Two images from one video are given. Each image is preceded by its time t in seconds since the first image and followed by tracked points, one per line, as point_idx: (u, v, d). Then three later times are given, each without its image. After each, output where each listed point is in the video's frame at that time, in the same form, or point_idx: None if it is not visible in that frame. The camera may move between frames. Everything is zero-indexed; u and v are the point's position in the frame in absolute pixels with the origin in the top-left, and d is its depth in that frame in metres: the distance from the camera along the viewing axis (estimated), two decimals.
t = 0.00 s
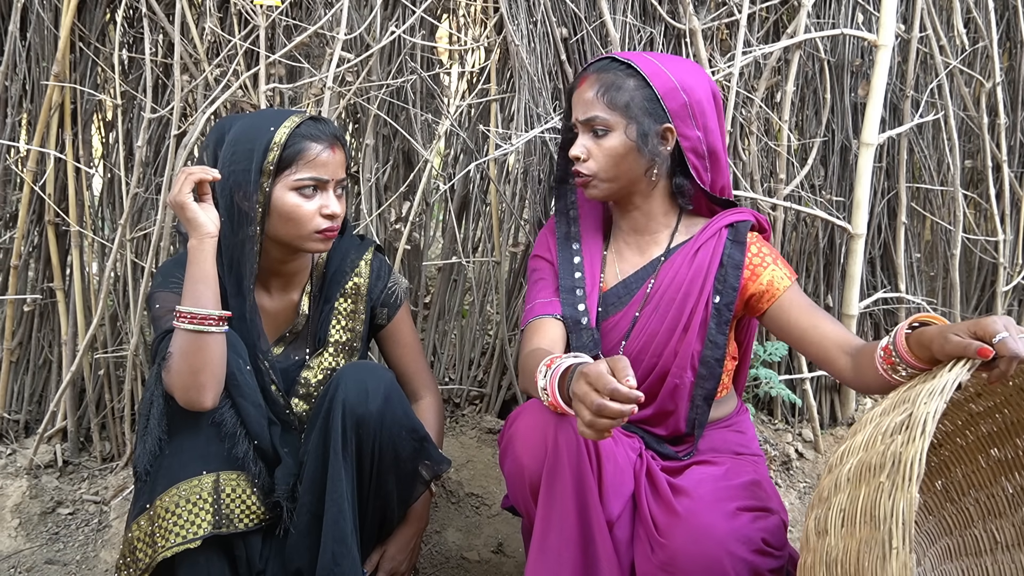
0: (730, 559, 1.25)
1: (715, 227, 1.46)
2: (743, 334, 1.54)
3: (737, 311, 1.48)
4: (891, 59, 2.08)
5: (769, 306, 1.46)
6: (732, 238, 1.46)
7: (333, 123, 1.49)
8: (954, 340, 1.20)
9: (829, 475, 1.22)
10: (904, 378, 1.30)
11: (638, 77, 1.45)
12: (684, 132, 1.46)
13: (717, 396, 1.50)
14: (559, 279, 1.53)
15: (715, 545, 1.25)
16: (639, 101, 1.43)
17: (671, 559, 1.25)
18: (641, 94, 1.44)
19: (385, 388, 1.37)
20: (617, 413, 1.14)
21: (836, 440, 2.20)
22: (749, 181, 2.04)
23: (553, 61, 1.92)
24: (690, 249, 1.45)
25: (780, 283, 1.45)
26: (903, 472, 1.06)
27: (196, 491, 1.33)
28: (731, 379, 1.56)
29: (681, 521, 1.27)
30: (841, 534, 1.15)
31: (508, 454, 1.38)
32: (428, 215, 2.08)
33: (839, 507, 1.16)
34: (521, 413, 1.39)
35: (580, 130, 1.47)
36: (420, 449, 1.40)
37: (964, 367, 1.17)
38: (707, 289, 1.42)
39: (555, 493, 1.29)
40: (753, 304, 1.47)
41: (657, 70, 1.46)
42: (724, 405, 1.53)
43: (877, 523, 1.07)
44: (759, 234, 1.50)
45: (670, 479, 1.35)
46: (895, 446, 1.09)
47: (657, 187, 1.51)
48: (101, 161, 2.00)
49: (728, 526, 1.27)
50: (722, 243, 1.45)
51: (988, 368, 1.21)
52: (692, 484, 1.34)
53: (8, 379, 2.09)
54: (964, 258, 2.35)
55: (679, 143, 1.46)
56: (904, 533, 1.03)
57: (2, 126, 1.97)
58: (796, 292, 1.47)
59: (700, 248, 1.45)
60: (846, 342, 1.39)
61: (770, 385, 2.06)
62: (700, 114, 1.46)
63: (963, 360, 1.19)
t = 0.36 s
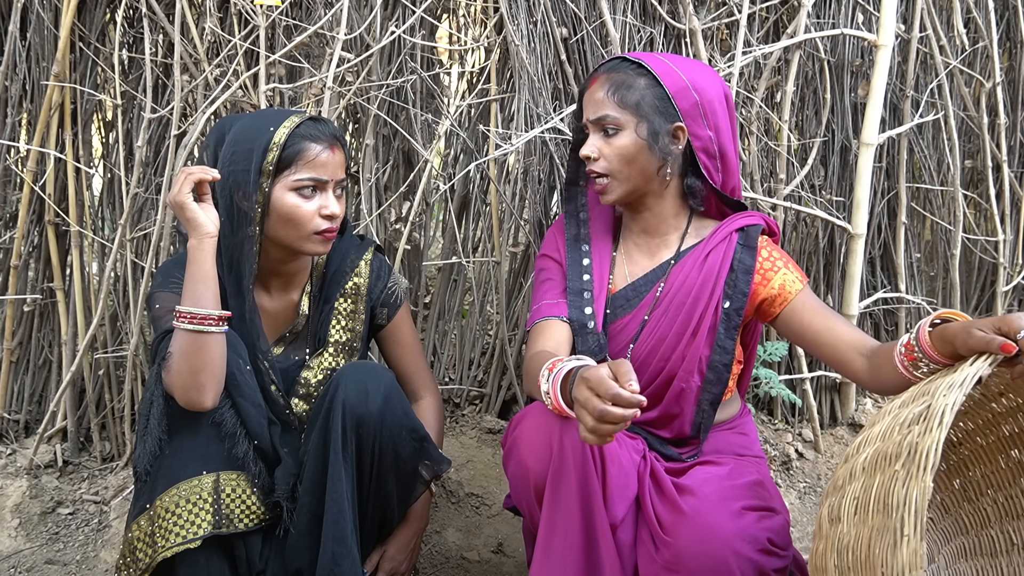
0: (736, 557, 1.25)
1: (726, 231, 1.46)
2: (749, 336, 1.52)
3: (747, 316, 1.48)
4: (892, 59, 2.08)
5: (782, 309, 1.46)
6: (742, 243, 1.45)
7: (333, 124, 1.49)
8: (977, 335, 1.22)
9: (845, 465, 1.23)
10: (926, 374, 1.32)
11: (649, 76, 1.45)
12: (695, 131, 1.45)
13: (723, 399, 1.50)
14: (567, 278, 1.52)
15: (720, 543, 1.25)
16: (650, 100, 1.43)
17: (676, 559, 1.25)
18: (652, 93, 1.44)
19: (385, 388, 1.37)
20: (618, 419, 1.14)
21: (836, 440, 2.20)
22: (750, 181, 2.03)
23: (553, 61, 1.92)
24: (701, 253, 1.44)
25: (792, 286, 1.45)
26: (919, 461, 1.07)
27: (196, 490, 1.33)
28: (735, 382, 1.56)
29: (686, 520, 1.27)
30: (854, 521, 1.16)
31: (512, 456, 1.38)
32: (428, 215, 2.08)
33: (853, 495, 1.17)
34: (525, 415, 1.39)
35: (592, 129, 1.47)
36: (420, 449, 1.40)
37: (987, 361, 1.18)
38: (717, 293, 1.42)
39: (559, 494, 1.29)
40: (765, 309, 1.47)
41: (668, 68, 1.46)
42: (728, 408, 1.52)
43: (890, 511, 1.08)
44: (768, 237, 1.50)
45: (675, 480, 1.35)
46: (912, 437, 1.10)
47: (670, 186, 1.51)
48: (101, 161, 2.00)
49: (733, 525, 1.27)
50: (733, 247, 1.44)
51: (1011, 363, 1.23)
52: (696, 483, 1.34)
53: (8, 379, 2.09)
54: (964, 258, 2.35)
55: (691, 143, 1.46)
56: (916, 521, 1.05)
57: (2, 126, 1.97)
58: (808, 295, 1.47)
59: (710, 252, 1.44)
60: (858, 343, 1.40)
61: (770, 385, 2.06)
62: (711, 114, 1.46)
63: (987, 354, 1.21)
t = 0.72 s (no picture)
0: (739, 559, 1.25)
1: (729, 238, 1.44)
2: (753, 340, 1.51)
3: (752, 322, 1.47)
4: (892, 59, 2.08)
5: (789, 316, 1.44)
6: (745, 250, 1.44)
7: (332, 123, 1.49)
8: (1013, 333, 1.19)
9: (871, 451, 1.21)
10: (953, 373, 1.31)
11: (653, 79, 1.45)
12: (700, 136, 1.45)
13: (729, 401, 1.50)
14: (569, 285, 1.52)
15: (724, 545, 1.25)
16: (653, 102, 1.43)
17: (679, 560, 1.25)
18: (655, 95, 1.44)
19: (385, 388, 1.37)
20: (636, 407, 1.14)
21: (836, 439, 2.20)
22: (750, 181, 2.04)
23: (553, 61, 1.92)
24: (704, 262, 1.43)
25: (798, 292, 1.44)
26: (953, 446, 1.05)
27: (196, 491, 1.33)
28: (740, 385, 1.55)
29: (689, 521, 1.26)
30: (879, 504, 1.14)
31: (514, 459, 1.38)
32: (428, 215, 2.08)
33: (880, 479, 1.15)
34: (527, 418, 1.38)
35: (594, 131, 1.47)
36: (420, 449, 1.40)
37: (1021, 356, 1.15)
38: (721, 303, 1.41)
39: (562, 497, 1.29)
40: (772, 316, 1.46)
41: (676, 71, 1.46)
42: (731, 410, 1.52)
43: (919, 495, 1.06)
44: (771, 241, 1.49)
45: (677, 481, 1.34)
46: (946, 424, 1.08)
47: (673, 190, 1.50)
48: (101, 161, 2.00)
49: (736, 526, 1.27)
50: (736, 254, 1.43)
51: None
52: (699, 485, 1.34)
53: (9, 379, 2.09)
54: (964, 258, 2.35)
55: (695, 147, 1.46)
56: (948, 502, 1.02)
57: (2, 126, 1.97)
58: (816, 299, 1.46)
59: (713, 260, 1.43)
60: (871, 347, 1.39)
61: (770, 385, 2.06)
62: (717, 119, 1.45)
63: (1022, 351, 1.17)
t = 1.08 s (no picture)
0: (739, 566, 1.25)
1: (720, 247, 1.43)
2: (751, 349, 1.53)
3: (749, 329, 1.47)
4: (891, 59, 2.08)
5: (791, 318, 1.44)
6: (737, 257, 1.42)
7: (333, 123, 1.49)
8: None
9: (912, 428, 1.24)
10: (984, 365, 1.30)
11: (627, 92, 1.44)
12: (678, 148, 1.43)
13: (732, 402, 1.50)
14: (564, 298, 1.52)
15: (723, 553, 1.25)
16: (627, 116, 1.42)
17: (679, 566, 1.26)
18: (629, 109, 1.43)
19: (385, 388, 1.37)
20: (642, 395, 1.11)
21: (837, 439, 2.20)
22: (749, 181, 2.04)
23: (553, 61, 1.92)
24: (694, 275, 1.42)
25: (796, 293, 1.43)
26: (997, 419, 1.08)
27: (196, 491, 1.33)
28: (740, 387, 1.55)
29: (689, 529, 1.26)
30: (917, 474, 1.17)
31: (523, 465, 1.35)
32: (428, 215, 2.08)
33: (920, 451, 1.18)
34: (535, 425, 1.35)
35: (571, 148, 1.46)
36: (420, 449, 1.40)
37: None
38: (712, 322, 1.40)
39: (574, 503, 1.29)
40: (772, 321, 1.45)
41: (649, 84, 1.44)
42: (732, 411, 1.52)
43: (962, 464, 1.10)
44: (765, 244, 1.48)
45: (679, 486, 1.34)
46: (993, 398, 1.11)
47: (655, 203, 1.48)
48: (101, 161, 2.00)
49: (736, 534, 1.27)
50: (727, 263, 1.41)
51: None
52: (700, 490, 1.34)
53: (8, 379, 2.09)
54: (964, 258, 2.35)
55: (674, 159, 1.44)
56: (991, 471, 1.06)
57: (2, 126, 1.97)
58: (817, 297, 1.44)
59: (704, 272, 1.41)
60: (883, 340, 1.38)
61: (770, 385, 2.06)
62: (696, 128, 1.43)
63: None
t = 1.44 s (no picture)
0: (739, 564, 1.24)
1: (708, 254, 1.42)
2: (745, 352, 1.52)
3: (745, 332, 1.47)
4: (891, 59, 2.08)
5: (783, 319, 1.44)
6: (726, 262, 1.42)
7: (325, 122, 1.49)
8: None
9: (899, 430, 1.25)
10: (970, 365, 1.30)
11: (606, 107, 1.43)
12: (660, 162, 1.43)
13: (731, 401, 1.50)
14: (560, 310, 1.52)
15: (723, 550, 1.24)
16: (606, 132, 1.41)
17: (680, 564, 1.25)
18: (608, 125, 1.41)
19: (385, 389, 1.37)
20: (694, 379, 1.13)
21: (837, 439, 2.20)
22: (749, 181, 2.04)
23: (553, 61, 1.92)
24: (684, 284, 1.42)
25: (786, 295, 1.42)
26: (976, 427, 1.09)
27: (195, 491, 1.32)
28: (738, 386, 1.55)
29: (689, 526, 1.26)
30: (901, 484, 1.18)
31: (546, 471, 1.34)
32: (428, 215, 2.08)
33: (903, 459, 1.19)
34: (560, 433, 1.34)
35: (552, 165, 1.46)
36: (420, 449, 1.40)
37: None
38: (704, 330, 1.40)
39: (601, 510, 1.29)
40: (765, 324, 1.45)
41: (628, 98, 1.43)
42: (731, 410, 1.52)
43: (943, 473, 1.10)
44: (754, 245, 1.48)
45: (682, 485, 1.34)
46: (973, 405, 1.11)
47: (638, 217, 1.47)
48: (101, 161, 2.00)
49: (736, 531, 1.26)
50: (716, 270, 1.41)
51: None
52: (700, 489, 1.33)
53: (8, 379, 2.09)
54: (964, 258, 2.35)
55: (656, 173, 1.44)
56: (970, 481, 1.06)
57: (2, 126, 1.97)
58: (807, 298, 1.44)
59: (694, 281, 1.41)
60: (871, 341, 1.37)
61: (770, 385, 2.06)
62: (677, 141, 1.42)
63: None
